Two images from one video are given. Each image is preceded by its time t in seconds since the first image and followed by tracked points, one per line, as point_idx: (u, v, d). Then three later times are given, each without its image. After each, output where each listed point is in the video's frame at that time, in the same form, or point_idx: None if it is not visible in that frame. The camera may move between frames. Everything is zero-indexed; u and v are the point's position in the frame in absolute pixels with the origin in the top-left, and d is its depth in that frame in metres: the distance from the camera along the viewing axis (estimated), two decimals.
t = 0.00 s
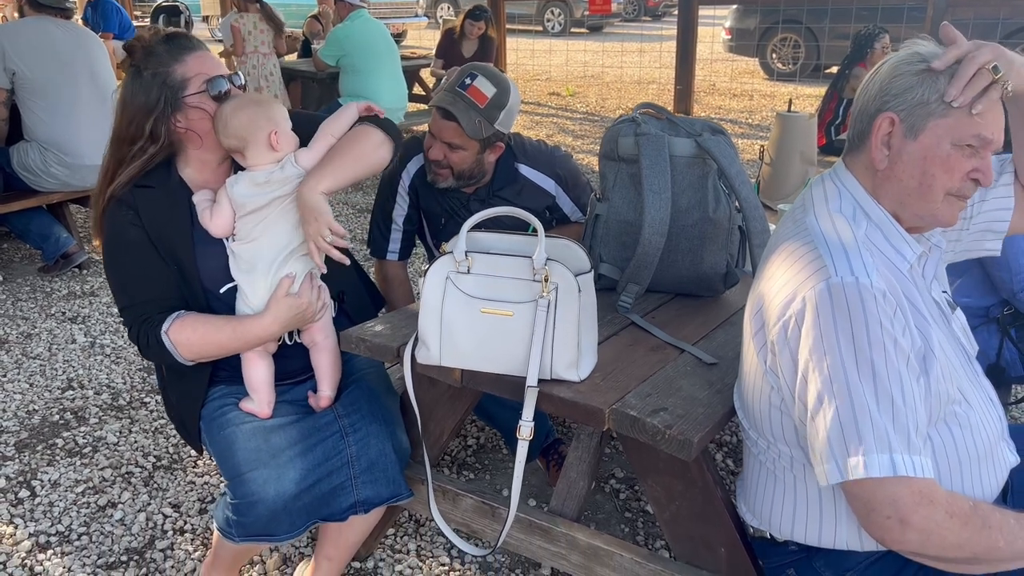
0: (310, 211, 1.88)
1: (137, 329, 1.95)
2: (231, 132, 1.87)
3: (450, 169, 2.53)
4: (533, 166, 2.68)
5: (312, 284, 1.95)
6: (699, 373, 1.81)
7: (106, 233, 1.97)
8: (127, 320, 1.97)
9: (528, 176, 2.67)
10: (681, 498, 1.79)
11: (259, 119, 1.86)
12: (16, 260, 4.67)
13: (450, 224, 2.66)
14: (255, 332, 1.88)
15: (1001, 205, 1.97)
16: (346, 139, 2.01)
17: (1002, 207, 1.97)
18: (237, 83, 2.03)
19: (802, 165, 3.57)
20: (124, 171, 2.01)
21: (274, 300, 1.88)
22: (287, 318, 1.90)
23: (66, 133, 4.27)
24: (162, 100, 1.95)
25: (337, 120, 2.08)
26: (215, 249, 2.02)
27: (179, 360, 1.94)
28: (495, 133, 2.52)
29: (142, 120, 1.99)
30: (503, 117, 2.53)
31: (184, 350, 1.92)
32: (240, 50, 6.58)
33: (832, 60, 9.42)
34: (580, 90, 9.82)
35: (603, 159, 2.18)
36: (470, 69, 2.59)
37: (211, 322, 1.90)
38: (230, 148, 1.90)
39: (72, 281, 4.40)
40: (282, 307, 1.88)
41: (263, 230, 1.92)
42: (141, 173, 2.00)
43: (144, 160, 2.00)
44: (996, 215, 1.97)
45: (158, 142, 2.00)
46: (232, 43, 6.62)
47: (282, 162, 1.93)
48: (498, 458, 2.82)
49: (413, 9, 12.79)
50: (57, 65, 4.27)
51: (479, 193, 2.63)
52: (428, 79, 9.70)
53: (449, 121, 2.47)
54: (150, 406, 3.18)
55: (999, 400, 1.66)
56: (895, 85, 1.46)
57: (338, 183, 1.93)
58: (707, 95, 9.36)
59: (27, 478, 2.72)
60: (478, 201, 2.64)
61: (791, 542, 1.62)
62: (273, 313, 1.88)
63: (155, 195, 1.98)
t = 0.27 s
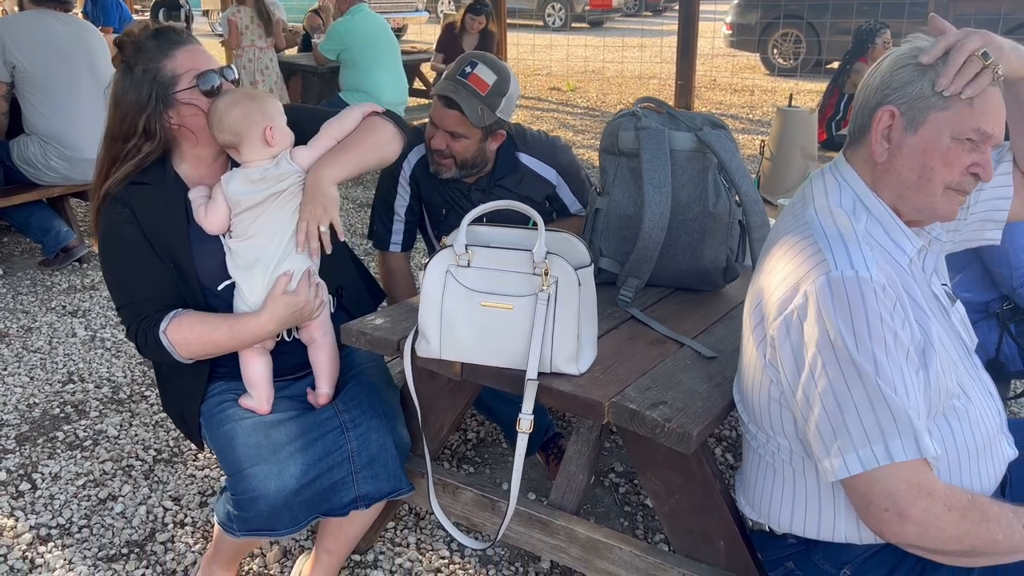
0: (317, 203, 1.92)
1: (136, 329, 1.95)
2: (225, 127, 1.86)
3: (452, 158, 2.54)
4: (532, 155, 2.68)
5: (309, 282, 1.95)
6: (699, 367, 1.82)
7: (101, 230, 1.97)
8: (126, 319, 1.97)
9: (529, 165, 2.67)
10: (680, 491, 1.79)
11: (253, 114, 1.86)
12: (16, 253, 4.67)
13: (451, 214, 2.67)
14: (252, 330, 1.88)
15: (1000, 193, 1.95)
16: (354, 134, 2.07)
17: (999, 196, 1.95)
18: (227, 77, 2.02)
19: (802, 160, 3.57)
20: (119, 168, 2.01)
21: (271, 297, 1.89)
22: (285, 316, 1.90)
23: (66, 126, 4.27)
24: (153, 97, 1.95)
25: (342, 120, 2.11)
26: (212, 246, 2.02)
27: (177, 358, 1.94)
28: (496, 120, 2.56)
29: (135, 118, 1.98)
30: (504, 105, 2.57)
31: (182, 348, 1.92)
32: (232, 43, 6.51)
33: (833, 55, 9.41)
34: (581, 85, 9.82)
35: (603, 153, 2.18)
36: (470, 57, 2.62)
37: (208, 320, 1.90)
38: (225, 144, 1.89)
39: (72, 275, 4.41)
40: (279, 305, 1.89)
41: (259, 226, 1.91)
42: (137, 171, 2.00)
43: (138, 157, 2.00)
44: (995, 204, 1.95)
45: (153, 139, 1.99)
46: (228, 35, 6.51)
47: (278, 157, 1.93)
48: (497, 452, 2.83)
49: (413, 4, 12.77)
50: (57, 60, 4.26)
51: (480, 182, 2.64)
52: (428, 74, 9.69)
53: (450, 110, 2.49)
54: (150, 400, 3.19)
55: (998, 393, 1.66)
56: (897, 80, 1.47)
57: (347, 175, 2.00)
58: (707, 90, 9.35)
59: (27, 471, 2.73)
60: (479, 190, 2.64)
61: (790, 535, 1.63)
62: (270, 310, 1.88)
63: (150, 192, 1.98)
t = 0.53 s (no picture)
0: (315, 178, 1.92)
1: (133, 325, 1.96)
2: (220, 122, 1.84)
3: (455, 143, 2.55)
4: (532, 142, 2.69)
5: (307, 278, 1.94)
6: (697, 361, 1.82)
7: (100, 226, 1.98)
8: (124, 315, 1.99)
9: (529, 152, 2.68)
10: (678, 485, 1.80)
11: (249, 110, 1.84)
12: (16, 248, 4.67)
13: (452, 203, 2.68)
14: (251, 327, 1.89)
15: (998, 186, 1.95)
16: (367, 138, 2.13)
17: (997, 189, 1.95)
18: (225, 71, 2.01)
19: (802, 156, 3.57)
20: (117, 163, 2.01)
21: (268, 294, 1.88)
22: (283, 313, 1.89)
23: (65, 120, 4.27)
24: (150, 92, 1.95)
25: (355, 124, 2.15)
26: (211, 243, 2.02)
27: (176, 355, 1.95)
28: (498, 104, 2.56)
29: (133, 112, 1.99)
30: (504, 87, 2.59)
31: (180, 346, 1.92)
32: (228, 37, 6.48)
33: (833, 51, 9.41)
34: (581, 81, 9.81)
35: (603, 148, 2.18)
36: (468, 41, 2.62)
37: (205, 317, 1.90)
38: (219, 139, 1.88)
39: (72, 269, 4.41)
40: (276, 302, 1.87)
41: (255, 222, 1.90)
42: (135, 166, 2.01)
43: (137, 152, 2.00)
44: (993, 198, 1.95)
45: (152, 134, 2.00)
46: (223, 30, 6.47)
47: (272, 153, 1.91)
48: (497, 447, 2.83)
49: None
50: (56, 54, 4.26)
51: (481, 170, 2.65)
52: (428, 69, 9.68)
53: (452, 94, 2.50)
54: (149, 394, 3.19)
55: (996, 387, 1.67)
56: (895, 76, 1.48)
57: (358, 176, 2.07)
58: (707, 85, 9.35)
59: (27, 464, 2.73)
60: (480, 178, 2.65)
61: (788, 528, 1.63)
62: (268, 308, 1.88)
63: (148, 187, 1.99)
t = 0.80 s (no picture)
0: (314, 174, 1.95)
1: (134, 320, 1.96)
2: (218, 124, 1.84)
3: (454, 124, 2.60)
4: (530, 129, 2.75)
5: (309, 276, 1.94)
6: (696, 356, 1.83)
7: (102, 220, 1.98)
8: (125, 310, 1.99)
9: (526, 138, 2.73)
10: (677, 481, 1.80)
11: (247, 109, 1.83)
12: (15, 243, 4.67)
13: (451, 192, 2.71)
14: (252, 324, 1.89)
15: (997, 182, 1.95)
16: (376, 163, 2.19)
17: (995, 185, 1.95)
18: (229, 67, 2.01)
19: (801, 152, 3.58)
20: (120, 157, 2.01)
21: (270, 292, 1.88)
22: (284, 311, 1.90)
23: (64, 115, 4.26)
24: (153, 85, 1.95)
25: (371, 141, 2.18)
26: (212, 240, 2.01)
27: (176, 350, 1.95)
28: (497, 85, 2.65)
29: (136, 106, 1.99)
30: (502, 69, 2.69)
31: (181, 341, 1.93)
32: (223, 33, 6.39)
33: (833, 48, 9.40)
34: (581, 77, 9.80)
35: (602, 144, 2.18)
36: (467, 27, 2.73)
37: (207, 313, 1.90)
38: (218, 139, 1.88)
39: (71, 264, 4.41)
40: (277, 300, 1.88)
41: (257, 219, 1.91)
42: (137, 161, 2.01)
43: (140, 145, 2.00)
44: (991, 193, 1.95)
45: (154, 129, 2.00)
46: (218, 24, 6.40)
47: (274, 150, 1.90)
48: (495, 442, 2.84)
49: None
50: (55, 49, 4.25)
51: (479, 156, 2.71)
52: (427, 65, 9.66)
53: (452, 73, 2.60)
54: (148, 389, 3.19)
55: (993, 383, 1.67)
56: (891, 70, 1.48)
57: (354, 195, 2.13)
58: (707, 82, 9.34)
59: (26, 459, 2.73)
60: (478, 164, 2.71)
61: (785, 523, 1.64)
62: (269, 305, 1.88)
63: (150, 182, 1.99)
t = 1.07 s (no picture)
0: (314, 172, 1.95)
1: (138, 312, 1.97)
2: (222, 118, 1.83)
3: (453, 108, 2.71)
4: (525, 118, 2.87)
5: (314, 273, 1.95)
6: (694, 352, 1.83)
7: (108, 209, 1.97)
8: (129, 300, 1.99)
9: (522, 126, 2.85)
10: (675, 476, 1.81)
11: (253, 105, 1.83)
12: (13, 239, 4.67)
13: (449, 179, 2.84)
14: (256, 319, 1.90)
15: (994, 179, 1.96)
16: (371, 186, 2.21)
17: (992, 182, 1.96)
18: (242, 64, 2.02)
19: (799, 149, 3.59)
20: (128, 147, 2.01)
21: (275, 289, 1.89)
22: (288, 308, 1.91)
23: (62, 111, 4.26)
24: (167, 77, 1.96)
25: (374, 164, 2.19)
26: (217, 235, 2.01)
27: (178, 343, 1.95)
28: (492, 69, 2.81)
29: (149, 98, 1.98)
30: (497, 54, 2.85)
31: (184, 334, 1.93)
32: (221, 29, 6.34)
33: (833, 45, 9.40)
34: (580, 74, 9.79)
35: (601, 141, 2.18)
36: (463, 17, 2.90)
37: (211, 307, 1.90)
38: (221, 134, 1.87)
39: (69, 260, 4.41)
40: (282, 297, 1.89)
41: (262, 215, 1.92)
42: (145, 153, 2.00)
43: (148, 136, 2.00)
44: (988, 190, 1.96)
45: (164, 120, 2.00)
46: (214, 20, 6.36)
47: (278, 148, 1.92)
48: (494, 438, 2.84)
49: None
50: (54, 45, 4.24)
51: (477, 145, 2.83)
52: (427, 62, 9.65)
53: (451, 57, 2.77)
54: (147, 385, 3.20)
55: (991, 379, 1.67)
56: (887, 68, 1.48)
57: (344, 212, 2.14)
58: (707, 79, 9.34)
59: (25, 455, 2.74)
60: (476, 152, 2.83)
61: (783, 519, 1.64)
62: (273, 301, 1.89)
63: (158, 174, 1.98)
